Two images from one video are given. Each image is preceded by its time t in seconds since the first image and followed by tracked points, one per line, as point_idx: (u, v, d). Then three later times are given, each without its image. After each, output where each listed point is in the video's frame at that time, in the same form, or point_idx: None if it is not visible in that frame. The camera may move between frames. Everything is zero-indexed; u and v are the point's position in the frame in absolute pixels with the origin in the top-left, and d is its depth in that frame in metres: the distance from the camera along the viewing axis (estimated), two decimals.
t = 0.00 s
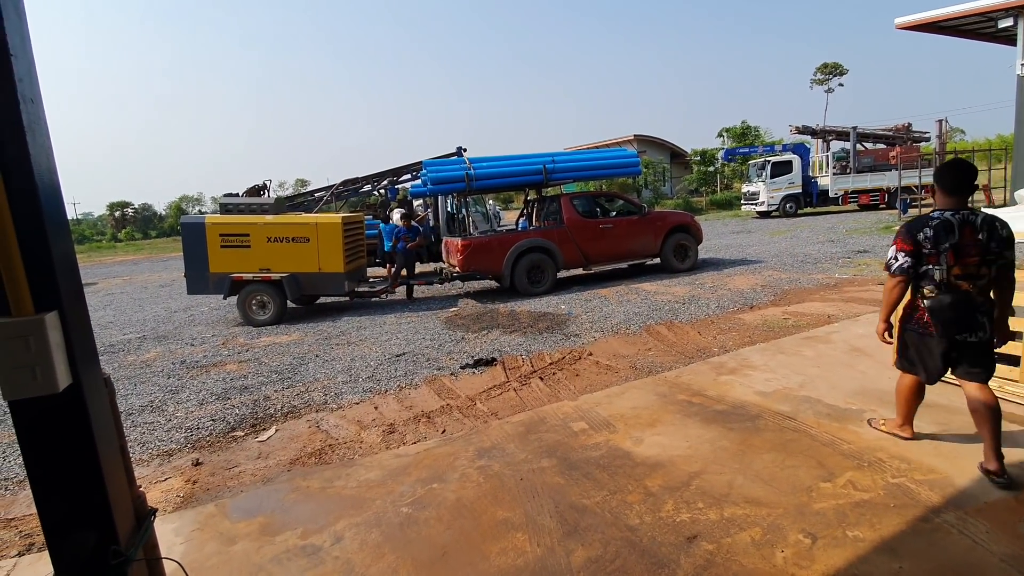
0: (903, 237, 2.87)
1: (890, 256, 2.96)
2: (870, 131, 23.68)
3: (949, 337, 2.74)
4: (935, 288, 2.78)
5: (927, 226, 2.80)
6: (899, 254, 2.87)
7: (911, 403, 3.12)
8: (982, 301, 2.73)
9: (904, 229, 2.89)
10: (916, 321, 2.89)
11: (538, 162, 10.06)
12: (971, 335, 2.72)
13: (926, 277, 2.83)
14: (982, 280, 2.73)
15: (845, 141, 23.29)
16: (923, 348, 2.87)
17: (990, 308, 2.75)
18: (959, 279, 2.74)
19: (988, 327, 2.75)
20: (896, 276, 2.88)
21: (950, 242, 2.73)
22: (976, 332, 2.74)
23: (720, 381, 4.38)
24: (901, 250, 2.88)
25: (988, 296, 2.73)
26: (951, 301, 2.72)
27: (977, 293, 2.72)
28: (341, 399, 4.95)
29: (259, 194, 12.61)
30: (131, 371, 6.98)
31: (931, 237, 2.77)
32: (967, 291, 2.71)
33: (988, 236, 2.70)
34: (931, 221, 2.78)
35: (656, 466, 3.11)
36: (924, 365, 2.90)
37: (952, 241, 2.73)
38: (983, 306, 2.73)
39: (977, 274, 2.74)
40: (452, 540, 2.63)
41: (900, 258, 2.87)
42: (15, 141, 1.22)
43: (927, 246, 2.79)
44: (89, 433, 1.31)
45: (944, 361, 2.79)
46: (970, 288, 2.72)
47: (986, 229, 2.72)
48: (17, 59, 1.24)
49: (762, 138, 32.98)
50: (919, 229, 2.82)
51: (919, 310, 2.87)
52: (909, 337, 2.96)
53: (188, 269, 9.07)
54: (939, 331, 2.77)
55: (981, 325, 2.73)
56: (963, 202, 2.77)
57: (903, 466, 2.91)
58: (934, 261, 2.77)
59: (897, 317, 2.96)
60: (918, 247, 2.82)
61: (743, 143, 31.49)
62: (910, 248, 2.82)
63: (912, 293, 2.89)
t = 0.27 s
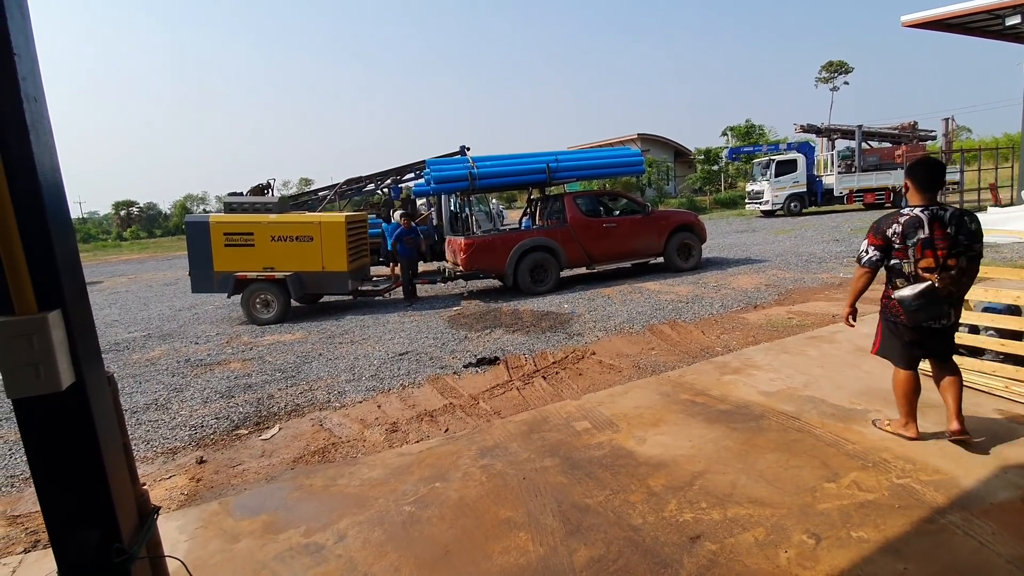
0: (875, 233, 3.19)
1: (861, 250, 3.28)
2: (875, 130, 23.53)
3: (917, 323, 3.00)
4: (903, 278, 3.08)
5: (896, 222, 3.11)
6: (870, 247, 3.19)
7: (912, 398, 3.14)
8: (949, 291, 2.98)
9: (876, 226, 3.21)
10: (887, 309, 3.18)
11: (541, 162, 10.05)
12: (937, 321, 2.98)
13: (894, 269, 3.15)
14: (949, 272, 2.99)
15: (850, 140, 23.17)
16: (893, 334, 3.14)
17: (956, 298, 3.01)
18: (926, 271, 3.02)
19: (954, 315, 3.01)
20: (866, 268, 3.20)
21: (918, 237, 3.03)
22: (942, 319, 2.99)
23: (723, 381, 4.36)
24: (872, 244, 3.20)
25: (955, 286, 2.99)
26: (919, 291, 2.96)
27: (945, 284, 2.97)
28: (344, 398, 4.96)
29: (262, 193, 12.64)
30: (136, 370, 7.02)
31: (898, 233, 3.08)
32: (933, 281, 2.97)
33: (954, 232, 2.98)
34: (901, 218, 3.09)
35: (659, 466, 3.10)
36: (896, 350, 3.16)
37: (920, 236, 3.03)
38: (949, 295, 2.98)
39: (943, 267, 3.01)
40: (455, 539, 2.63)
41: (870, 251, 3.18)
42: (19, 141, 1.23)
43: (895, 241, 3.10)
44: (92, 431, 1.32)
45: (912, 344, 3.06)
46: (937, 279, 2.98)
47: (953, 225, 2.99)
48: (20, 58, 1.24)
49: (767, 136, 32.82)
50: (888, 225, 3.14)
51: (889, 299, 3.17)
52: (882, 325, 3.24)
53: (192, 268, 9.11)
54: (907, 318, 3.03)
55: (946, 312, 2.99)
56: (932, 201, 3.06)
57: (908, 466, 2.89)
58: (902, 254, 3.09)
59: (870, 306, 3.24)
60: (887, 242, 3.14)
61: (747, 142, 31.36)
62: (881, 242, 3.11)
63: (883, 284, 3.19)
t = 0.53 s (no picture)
0: (868, 230, 3.23)
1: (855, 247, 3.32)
2: (879, 128, 23.41)
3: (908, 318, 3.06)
4: (895, 275, 3.14)
5: (889, 219, 3.16)
6: (863, 244, 3.23)
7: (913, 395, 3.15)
8: (938, 287, 3.07)
9: (869, 223, 3.25)
10: (877, 304, 3.22)
11: (543, 161, 10.03)
12: (927, 316, 3.05)
13: (886, 266, 3.18)
14: (938, 269, 3.07)
15: (854, 139, 23.07)
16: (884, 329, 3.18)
17: (943, 294, 3.10)
18: (917, 267, 3.09)
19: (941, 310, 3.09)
20: (858, 264, 3.25)
21: (911, 234, 3.09)
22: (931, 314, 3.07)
23: (726, 380, 4.35)
24: (865, 241, 3.24)
25: (943, 283, 3.08)
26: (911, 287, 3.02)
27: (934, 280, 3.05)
28: (346, 397, 4.97)
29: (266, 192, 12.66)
30: (140, 368, 7.05)
31: (892, 230, 3.13)
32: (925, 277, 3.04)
33: (945, 230, 3.05)
34: (894, 214, 3.13)
35: (661, 466, 3.09)
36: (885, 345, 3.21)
37: (912, 233, 3.09)
38: (938, 291, 3.07)
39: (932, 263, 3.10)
40: (457, 538, 2.63)
41: (864, 247, 3.23)
42: (20, 140, 1.23)
43: (889, 237, 3.14)
44: (93, 430, 1.32)
45: (902, 339, 3.11)
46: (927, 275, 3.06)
47: (943, 223, 3.06)
48: (21, 57, 1.24)
49: (770, 135, 32.70)
50: (882, 222, 3.18)
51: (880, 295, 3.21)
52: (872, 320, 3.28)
53: (196, 267, 9.14)
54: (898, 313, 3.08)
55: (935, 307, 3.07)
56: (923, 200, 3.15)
57: (912, 466, 2.88)
58: (895, 251, 3.14)
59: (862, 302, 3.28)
60: (881, 238, 3.17)
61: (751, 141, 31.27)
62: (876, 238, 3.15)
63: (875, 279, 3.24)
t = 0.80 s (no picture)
0: (871, 224, 3.26)
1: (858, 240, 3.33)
2: (882, 127, 23.33)
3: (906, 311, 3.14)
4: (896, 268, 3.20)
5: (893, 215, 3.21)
6: (869, 237, 3.25)
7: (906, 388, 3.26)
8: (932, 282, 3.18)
9: (872, 217, 3.28)
10: (876, 297, 3.27)
11: (545, 161, 10.02)
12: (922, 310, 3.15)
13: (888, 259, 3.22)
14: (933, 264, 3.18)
15: (857, 138, 22.99)
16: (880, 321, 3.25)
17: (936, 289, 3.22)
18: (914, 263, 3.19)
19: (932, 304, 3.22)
20: (865, 257, 3.25)
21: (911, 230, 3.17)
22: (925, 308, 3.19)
23: (728, 381, 4.34)
24: (869, 235, 3.26)
25: (937, 278, 3.19)
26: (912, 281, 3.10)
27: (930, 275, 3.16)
28: (348, 397, 4.97)
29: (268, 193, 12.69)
30: (142, 368, 7.06)
31: (896, 225, 3.18)
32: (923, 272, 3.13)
33: (943, 227, 3.15)
34: (898, 210, 3.19)
35: (663, 466, 3.08)
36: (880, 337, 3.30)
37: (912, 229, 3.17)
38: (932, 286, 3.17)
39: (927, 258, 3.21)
40: (458, 539, 2.62)
41: (869, 241, 3.24)
42: (18, 141, 1.23)
43: (892, 232, 3.19)
44: (92, 431, 1.32)
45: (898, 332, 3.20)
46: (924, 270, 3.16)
47: (941, 221, 3.16)
48: (20, 59, 1.24)
49: (772, 134, 32.63)
50: (886, 216, 3.22)
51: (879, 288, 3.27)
52: (868, 312, 3.35)
53: (198, 268, 9.17)
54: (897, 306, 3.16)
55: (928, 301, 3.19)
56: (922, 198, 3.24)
57: (915, 467, 2.86)
58: (897, 246, 3.19)
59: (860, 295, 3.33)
60: (884, 232, 3.21)
61: (753, 140, 31.22)
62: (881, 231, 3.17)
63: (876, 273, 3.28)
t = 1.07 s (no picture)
0: (868, 219, 3.36)
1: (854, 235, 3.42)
2: (885, 123, 23.20)
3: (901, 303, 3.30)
4: (891, 261, 3.34)
5: (888, 210, 3.33)
6: (865, 232, 3.35)
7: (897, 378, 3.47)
8: (926, 273, 3.32)
9: (868, 211, 3.38)
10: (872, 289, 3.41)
11: (546, 160, 10.01)
12: (917, 300, 3.31)
13: (884, 253, 3.35)
14: (927, 256, 3.31)
15: (860, 134, 22.89)
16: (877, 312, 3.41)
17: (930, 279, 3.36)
18: (909, 255, 3.32)
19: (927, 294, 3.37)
20: (864, 252, 3.34)
21: (905, 224, 3.29)
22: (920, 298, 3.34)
23: (729, 380, 4.32)
24: (866, 229, 3.36)
25: (931, 269, 3.32)
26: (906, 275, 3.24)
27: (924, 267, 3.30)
28: (349, 398, 4.98)
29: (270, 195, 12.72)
30: (145, 371, 7.09)
31: (891, 220, 3.29)
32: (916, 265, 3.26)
33: (937, 220, 3.26)
34: (893, 205, 3.30)
35: (663, 466, 3.07)
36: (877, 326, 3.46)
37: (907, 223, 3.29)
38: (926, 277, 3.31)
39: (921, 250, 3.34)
40: (457, 540, 2.62)
41: (866, 236, 3.35)
42: (7, 149, 1.23)
43: (888, 226, 3.31)
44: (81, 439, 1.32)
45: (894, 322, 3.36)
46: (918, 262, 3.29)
47: (934, 214, 3.28)
48: (9, 68, 1.24)
49: (775, 131, 32.50)
50: (882, 211, 3.32)
51: (876, 281, 3.41)
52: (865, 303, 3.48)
53: (201, 270, 9.21)
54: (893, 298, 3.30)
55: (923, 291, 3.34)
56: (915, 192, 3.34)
57: (917, 466, 2.84)
58: (892, 239, 3.31)
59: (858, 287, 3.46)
60: (881, 226, 3.32)
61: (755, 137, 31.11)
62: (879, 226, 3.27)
63: (872, 266, 3.41)
